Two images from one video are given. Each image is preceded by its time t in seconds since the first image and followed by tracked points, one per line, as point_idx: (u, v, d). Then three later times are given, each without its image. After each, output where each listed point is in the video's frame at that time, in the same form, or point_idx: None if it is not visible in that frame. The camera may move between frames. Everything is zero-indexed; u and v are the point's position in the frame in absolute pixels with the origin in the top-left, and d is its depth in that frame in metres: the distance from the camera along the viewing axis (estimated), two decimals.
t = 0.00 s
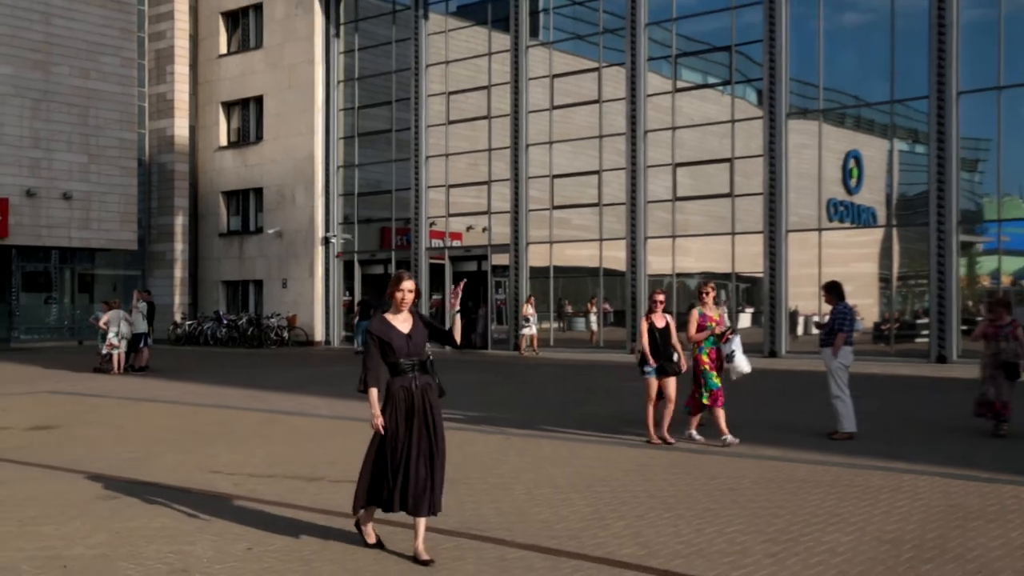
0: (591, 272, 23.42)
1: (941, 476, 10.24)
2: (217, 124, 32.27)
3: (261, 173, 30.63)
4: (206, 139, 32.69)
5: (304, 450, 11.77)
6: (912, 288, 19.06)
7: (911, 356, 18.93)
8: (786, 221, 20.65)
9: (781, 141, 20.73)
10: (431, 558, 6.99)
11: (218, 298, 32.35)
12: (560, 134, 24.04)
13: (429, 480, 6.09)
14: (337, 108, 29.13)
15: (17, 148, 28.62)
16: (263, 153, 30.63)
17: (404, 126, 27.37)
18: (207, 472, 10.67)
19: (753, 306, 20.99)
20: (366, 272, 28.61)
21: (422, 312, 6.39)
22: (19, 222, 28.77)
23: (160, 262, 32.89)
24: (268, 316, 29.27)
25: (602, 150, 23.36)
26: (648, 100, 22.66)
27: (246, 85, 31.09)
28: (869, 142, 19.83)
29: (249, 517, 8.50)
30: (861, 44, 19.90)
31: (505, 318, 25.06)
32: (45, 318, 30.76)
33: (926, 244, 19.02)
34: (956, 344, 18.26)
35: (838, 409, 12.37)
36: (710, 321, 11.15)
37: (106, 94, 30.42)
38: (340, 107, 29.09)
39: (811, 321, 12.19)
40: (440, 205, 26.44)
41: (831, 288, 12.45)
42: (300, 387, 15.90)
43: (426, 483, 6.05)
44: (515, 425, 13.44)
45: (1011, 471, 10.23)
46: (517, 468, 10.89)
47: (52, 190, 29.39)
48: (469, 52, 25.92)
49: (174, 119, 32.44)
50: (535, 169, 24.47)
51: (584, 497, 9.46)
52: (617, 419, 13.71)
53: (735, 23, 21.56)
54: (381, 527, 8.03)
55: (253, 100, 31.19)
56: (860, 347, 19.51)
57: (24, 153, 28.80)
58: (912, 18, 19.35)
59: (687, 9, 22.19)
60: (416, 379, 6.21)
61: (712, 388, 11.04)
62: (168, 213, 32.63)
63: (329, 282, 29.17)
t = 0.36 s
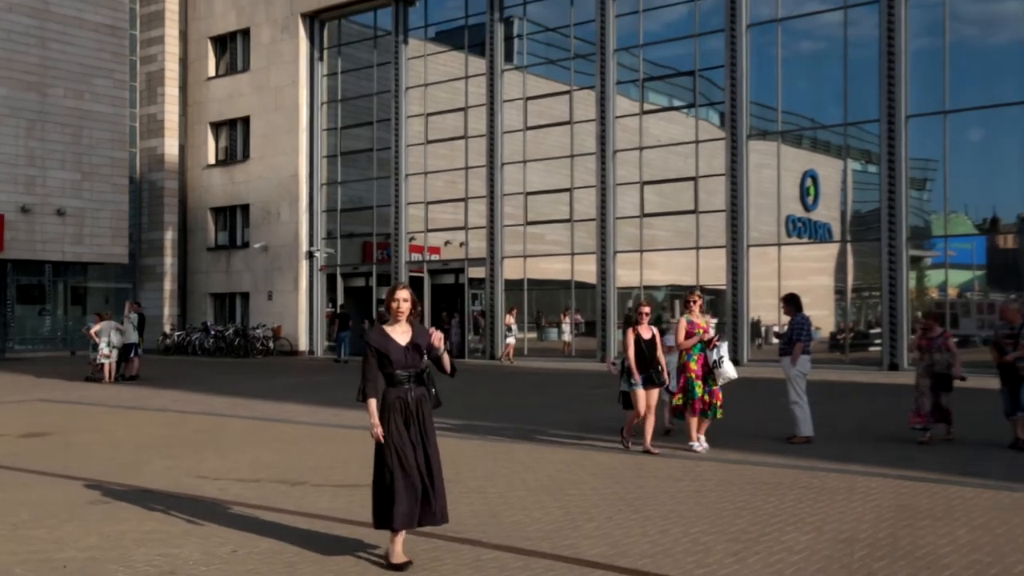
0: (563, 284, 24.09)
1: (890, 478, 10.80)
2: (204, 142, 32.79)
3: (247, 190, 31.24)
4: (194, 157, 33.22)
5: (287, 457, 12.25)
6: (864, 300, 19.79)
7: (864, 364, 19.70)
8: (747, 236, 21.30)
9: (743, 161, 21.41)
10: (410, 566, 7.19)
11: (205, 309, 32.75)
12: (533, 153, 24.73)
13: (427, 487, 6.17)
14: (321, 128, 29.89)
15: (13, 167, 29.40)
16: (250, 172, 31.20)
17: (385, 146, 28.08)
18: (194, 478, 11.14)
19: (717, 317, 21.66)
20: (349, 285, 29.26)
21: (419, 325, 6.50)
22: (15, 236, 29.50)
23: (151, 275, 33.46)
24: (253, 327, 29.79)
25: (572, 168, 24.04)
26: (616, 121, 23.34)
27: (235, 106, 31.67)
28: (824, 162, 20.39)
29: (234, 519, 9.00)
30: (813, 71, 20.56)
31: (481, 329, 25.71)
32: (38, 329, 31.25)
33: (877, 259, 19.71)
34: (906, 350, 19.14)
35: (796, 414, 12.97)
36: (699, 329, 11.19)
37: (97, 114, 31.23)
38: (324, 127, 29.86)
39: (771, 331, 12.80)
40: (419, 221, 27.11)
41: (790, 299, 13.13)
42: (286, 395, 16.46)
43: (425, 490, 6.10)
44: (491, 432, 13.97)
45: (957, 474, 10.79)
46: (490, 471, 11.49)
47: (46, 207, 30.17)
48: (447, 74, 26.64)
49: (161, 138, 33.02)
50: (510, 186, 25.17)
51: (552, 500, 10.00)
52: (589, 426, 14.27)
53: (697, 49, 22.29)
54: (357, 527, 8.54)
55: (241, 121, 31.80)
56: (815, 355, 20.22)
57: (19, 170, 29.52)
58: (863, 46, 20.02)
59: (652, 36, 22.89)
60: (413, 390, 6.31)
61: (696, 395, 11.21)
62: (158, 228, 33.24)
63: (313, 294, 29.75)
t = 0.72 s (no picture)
0: (538, 296, 25.40)
1: (828, 474, 11.92)
2: (211, 164, 34.20)
3: (249, 210, 32.64)
4: (200, 178, 34.58)
5: (282, 457, 13.32)
6: (811, 309, 21.01)
7: (810, 369, 20.86)
8: (705, 250, 22.58)
9: (700, 183, 22.65)
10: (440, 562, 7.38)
11: (210, 318, 34.02)
12: (512, 176, 26.10)
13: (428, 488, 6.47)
14: (317, 152, 31.22)
15: (33, 187, 30.52)
16: (253, 192, 32.56)
17: (376, 169, 29.50)
18: (197, 474, 12.21)
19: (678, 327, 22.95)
20: (342, 296, 30.49)
21: (427, 337, 6.80)
22: (36, 252, 30.57)
23: (160, 287, 34.46)
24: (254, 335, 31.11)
25: (547, 190, 25.38)
26: (586, 147, 24.64)
27: (240, 132, 33.09)
28: (773, 185, 21.73)
29: (235, 505, 10.08)
30: (765, 102, 21.87)
31: (463, 338, 27.01)
32: (56, 336, 32.45)
33: (822, 274, 20.92)
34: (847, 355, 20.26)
35: (749, 414, 14.19)
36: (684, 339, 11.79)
37: (113, 139, 32.46)
38: (320, 151, 31.20)
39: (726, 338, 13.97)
40: (406, 237, 28.49)
41: (744, 310, 14.37)
42: (283, 398, 17.64)
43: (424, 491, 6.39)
44: (470, 433, 15.09)
45: (889, 471, 11.91)
46: (470, 466, 12.68)
47: (64, 224, 31.31)
48: (433, 103, 28.06)
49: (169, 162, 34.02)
50: (489, 206, 26.53)
51: (521, 491, 11.10)
52: (563, 428, 15.40)
53: (660, 82, 23.56)
54: (346, 512, 9.62)
55: (243, 145, 33.24)
56: (767, 360, 21.45)
57: (41, 191, 30.67)
58: (810, 81, 21.32)
59: (620, 70, 24.22)
60: (419, 397, 6.62)
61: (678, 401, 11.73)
62: (166, 244, 34.24)
63: (309, 305, 30.97)
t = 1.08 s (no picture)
0: (512, 304, 26.38)
1: (781, 469, 12.85)
2: (201, 179, 34.92)
3: (238, 223, 33.48)
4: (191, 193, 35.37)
5: (273, 458, 14.07)
6: (767, 317, 22.07)
7: (766, 371, 21.93)
8: (668, 261, 23.61)
9: (664, 198, 23.69)
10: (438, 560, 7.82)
11: (201, 326, 34.65)
12: (487, 191, 27.10)
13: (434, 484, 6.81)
14: (303, 168, 32.14)
15: (33, 202, 31.28)
16: (242, 207, 33.41)
17: (359, 184, 30.44)
18: (195, 475, 12.95)
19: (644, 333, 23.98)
20: (326, 305, 31.34)
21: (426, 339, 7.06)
22: (36, 262, 31.32)
23: (153, 295, 35.28)
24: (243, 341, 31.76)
25: (520, 205, 26.39)
26: (558, 165, 25.66)
27: (230, 149, 33.92)
28: (732, 201, 22.75)
29: (232, 501, 10.86)
30: (723, 124, 22.97)
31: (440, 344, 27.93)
32: (54, 342, 33.03)
33: (777, 283, 22.00)
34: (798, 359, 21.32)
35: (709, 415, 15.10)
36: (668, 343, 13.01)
37: (110, 156, 33.39)
38: (306, 167, 32.11)
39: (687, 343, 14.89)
40: (387, 248, 29.44)
41: (704, 318, 15.35)
42: (270, 401, 18.43)
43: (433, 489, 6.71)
44: (449, 435, 15.94)
45: (839, 468, 12.83)
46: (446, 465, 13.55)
47: (62, 237, 32.11)
48: (413, 123, 29.06)
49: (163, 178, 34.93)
50: (466, 220, 27.53)
51: (498, 487, 11.93)
52: (538, 430, 16.31)
53: (626, 105, 24.60)
54: (336, 506, 10.43)
55: (234, 162, 34.07)
56: (725, 364, 22.48)
57: (40, 205, 31.44)
58: (765, 104, 22.39)
59: (589, 93, 25.24)
60: (425, 398, 6.86)
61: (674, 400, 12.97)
62: (160, 255, 35.05)
63: (295, 314, 31.81)
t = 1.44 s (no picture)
0: (481, 309, 27.28)
1: (732, 465, 13.57)
2: (183, 188, 35.50)
3: (219, 230, 34.11)
4: (174, 201, 35.93)
5: (250, 457, 14.59)
6: (721, 324, 23.07)
7: (720, 374, 22.91)
8: (628, 270, 24.58)
9: (624, 210, 24.66)
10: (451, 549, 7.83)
11: (183, 329, 35.22)
12: (458, 203, 28.01)
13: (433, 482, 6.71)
14: (282, 178, 32.88)
15: (21, 207, 31.69)
16: (222, 215, 34.05)
17: (336, 194, 31.24)
18: (174, 472, 13.44)
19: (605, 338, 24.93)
20: (303, 309, 32.03)
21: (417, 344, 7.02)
22: (22, 266, 31.75)
23: (137, 299, 35.75)
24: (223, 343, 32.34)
25: (489, 217, 27.33)
26: (525, 178, 26.63)
27: (212, 159, 34.59)
28: (688, 214, 23.75)
29: (209, 494, 11.42)
30: (680, 141, 23.99)
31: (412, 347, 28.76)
32: (41, 343, 33.20)
33: (729, 291, 23.00)
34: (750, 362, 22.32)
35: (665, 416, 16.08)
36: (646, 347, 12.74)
37: (96, 165, 33.95)
38: (284, 177, 32.86)
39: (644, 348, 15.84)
40: (362, 255, 30.25)
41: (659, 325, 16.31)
42: (248, 401, 19.08)
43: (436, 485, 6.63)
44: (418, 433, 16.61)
45: (787, 464, 13.55)
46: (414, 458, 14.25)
47: (49, 242, 32.58)
48: (388, 136, 29.88)
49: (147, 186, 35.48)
50: (437, 229, 28.41)
51: (464, 482, 12.52)
52: (505, 430, 16.98)
53: (589, 122, 25.56)
54: (308, 498, 10.97)
55: (216, 171, 34.71)
56: (681, 368, 23.45)
57: (28, 211, 31.88)
58: (719, 124, 23.43)
59: (555, 110, 26.19)
60: (411, 401, 6.83)
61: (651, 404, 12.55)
62: (143, 260, 35.59)
63: (273, 317, 32.48)
